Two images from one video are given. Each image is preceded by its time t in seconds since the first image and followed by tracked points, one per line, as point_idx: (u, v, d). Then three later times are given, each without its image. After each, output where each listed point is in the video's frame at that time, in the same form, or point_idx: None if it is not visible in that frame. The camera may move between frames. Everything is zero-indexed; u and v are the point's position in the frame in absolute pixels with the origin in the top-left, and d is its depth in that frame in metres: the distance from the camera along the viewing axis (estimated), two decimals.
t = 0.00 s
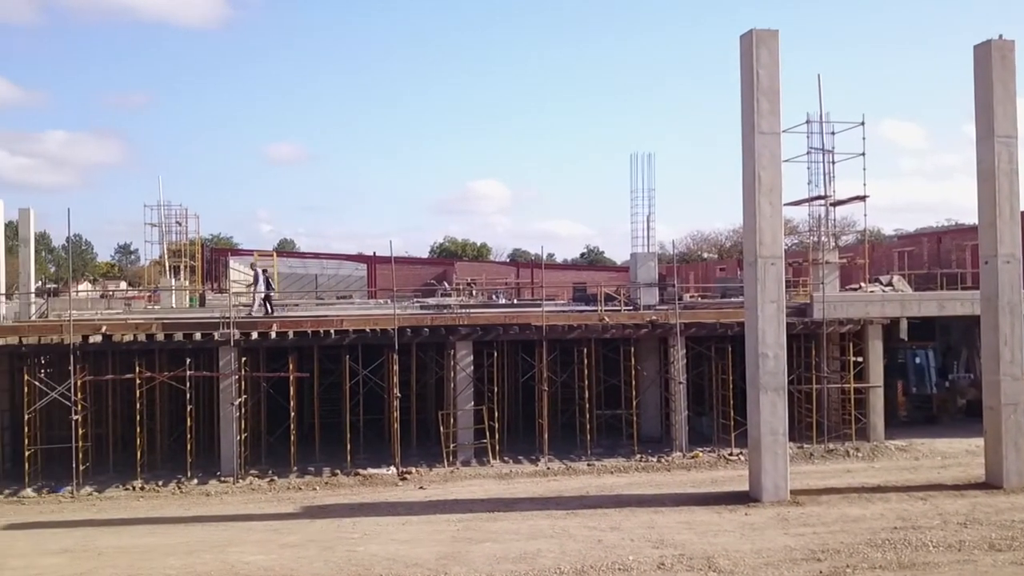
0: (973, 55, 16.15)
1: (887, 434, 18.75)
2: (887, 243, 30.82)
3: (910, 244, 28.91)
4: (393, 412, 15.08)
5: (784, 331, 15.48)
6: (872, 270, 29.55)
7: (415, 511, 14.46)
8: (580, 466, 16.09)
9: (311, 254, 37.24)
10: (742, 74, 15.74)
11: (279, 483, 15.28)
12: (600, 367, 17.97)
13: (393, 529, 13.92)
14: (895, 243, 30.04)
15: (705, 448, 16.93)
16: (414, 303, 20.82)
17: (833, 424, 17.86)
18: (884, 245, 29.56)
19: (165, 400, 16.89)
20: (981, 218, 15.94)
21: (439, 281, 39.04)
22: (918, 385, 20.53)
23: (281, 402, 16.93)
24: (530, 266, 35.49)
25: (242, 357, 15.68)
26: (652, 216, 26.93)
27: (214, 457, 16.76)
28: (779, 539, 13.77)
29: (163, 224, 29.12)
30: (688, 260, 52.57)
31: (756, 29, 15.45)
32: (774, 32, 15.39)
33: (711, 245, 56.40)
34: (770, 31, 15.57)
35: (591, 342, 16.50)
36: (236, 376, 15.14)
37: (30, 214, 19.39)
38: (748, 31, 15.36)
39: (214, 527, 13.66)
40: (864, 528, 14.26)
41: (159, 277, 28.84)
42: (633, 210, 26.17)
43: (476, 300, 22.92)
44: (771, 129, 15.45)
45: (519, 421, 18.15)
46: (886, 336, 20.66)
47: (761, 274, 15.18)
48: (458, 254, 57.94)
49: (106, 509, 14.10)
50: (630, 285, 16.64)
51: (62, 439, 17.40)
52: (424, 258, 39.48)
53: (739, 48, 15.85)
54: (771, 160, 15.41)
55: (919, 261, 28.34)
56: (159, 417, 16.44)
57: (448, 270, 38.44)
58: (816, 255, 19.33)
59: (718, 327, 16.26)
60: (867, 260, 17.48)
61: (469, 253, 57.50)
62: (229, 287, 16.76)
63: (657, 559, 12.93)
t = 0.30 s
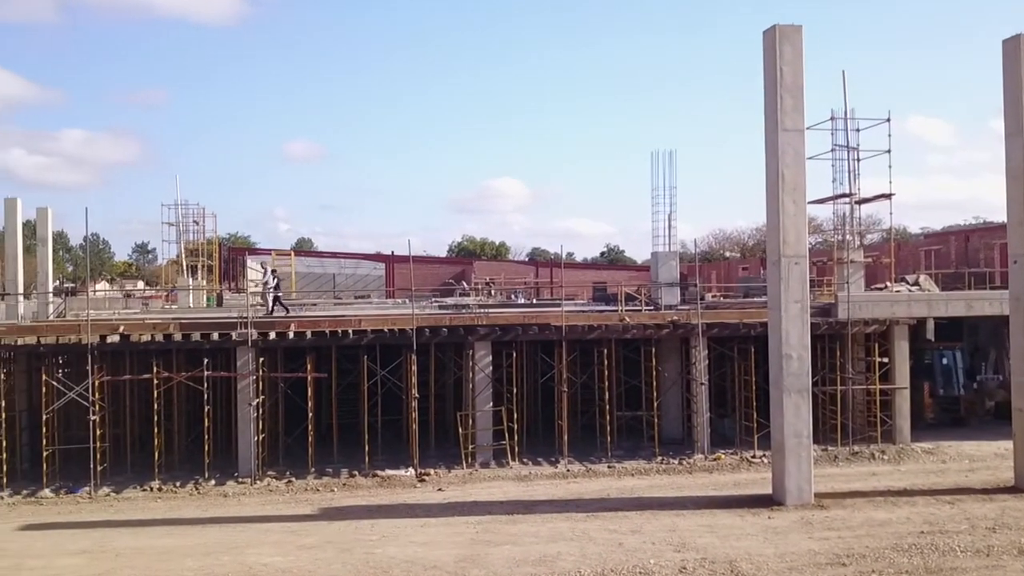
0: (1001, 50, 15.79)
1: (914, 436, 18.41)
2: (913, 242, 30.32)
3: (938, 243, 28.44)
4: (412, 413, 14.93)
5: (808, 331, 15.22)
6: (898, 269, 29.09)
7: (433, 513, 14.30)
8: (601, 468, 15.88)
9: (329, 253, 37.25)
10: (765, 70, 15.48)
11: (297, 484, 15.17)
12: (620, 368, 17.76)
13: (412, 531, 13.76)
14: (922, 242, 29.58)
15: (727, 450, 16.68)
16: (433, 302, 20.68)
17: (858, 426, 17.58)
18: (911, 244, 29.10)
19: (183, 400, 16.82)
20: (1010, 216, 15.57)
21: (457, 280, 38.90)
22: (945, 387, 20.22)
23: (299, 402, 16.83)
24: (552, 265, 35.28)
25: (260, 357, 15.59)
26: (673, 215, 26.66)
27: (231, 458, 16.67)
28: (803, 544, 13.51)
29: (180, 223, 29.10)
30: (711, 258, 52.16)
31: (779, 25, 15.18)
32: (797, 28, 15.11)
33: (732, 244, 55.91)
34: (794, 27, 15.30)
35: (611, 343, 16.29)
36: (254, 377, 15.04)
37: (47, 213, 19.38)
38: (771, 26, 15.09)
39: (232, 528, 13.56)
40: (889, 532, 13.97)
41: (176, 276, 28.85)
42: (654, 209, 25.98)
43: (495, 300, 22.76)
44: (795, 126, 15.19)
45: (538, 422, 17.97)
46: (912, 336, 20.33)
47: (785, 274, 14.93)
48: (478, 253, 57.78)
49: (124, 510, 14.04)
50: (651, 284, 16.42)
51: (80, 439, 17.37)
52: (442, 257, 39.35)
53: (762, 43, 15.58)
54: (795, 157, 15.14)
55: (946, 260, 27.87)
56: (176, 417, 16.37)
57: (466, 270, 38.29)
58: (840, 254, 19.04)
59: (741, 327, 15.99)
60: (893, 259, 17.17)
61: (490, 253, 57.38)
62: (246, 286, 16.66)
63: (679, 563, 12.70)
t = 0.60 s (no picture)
0: None
1: (942, 439, 18.06)
2: (941, 241, 29.83)
3: (967, 242, 27.95)
4: (431, 414, 14.77)
5: (834, 331, 14.95)
6: (926, 268, 28.63)
7: (453, 515, 14.12)
8: (623, 470, 15.67)
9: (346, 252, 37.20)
10: (790, 66, 15.22)
11: (316, 486, 15.05)
12: (642, 369, 17.54)
13: (432, 533, 13.59)
14: (950, 240, 29.10)
15: (751, 452, 16.43)
16: (452, 302, 20.53)
17: (885, 428, 17.30)
18: (939, 243, 28.63)
19: (202, 401, 16.74)
20: None
21: (475, 279, 38.76)
22: (974, 388, 19.68)
23: (318, 403, 16.71)
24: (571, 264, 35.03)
25: (279, 357, 15.49)
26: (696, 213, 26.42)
27: (250, 459, 16.57)
28: (829, 548, 13.21)
29: (198, 222, 29.06)
30: (733, 257, 51.78)
31: (804, 20, 14.90)
32: (823, 23, 14.83)
33: (754, 242, 55.39)
34: (819, 22, 15.01)
35: (633, 343, 16.08)
36: (272, 377, 14.93)
37: (65, 212, 19.36)
38: (796, 21, 14.82)
39: (250, 530, 13.43)
40: (918, 536, 13.64)
41: (195, 276, 28.85)
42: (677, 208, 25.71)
43: (515, 300, 22.60)
44: (820, 123, 14.92)
45: (559, 423, 17.77)
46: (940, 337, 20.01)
47: (811, 273, 14.68)
48: (496, 252, 57.62)
49: (143, 511, 13.95)
50: (673, 284, 16.16)
51: (98, 439, 17.33)
52: (460, 256, 39.20)
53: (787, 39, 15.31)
54: (821, 155, 14.88)
55: (976, 259, 27.39)
56: (195, 418, 16.29)
57: (485, 269, 38.12)
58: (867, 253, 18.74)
59: (766, 328, 15.73)
60: (921, 257, 16.86)
61: (509, 252, 57.20)
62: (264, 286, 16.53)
63: (703, 566, 12.44)
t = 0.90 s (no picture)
0: None
1: (969, 442, 17.73)
2: (968, 239, 29.34)
3: (994, 240, 27.46)
4: (448, 414, 14.60)
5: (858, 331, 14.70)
6: (952, 267, 28.19)
7: (471, 517, 13.94)
8: (642, 472, 15.47)
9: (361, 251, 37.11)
10: (812, 62, 14.95)
11: (332, 487, 14.92)
12: (661, 370, 17.34)
13: (449, 535, 13.41)
14: (976, 239, 28.63)
15: (773, 454, 16.20)
16: (469, 301, 20.37)
17: (909, 431, 17.04)
18: (965, 241, 28.16)
19: (217, 401, 16.65)
20: None
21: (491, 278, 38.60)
22: (1001, 389, 19.44)
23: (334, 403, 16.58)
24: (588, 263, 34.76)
25: (295, 357, 15.38)
26: (716, 212, 26.17)
27: (266, 459, 16.47)
28: (853, 552, 12.91)
29: (214, 222, 29.01)
30: (753, 257, 51.36)
31: (827, 14, 14.63)
32: (846, 17, 14.55)
33: (774, 240, 54.86)
34: (842, 17, 14.72)
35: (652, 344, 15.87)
36: (288, 377, 14.82)
37: (81, 212, 19.32)
38: (819, 17, 14.54)
39: (266, 531, 13.29)
40: (943, 540, 13.32)
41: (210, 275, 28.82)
42: (697, 206, 25.45)
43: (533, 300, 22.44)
44: (843, 120, 14.65)
45: (577, 424, 17.58)
46: (966, 337, 19.69)
47: (833, 272, 14.43)
48: (513, 251, 57.39)
49: (158, 512, 13.85)
50: (693, 283, 15.92)
51: (114, 440, 17.27)
52: (476, 256, 39.03)
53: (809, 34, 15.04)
54: (843, 152, 14.62)
55: (1004, 258, 26.91)
56: (211, 419, 16.20)
57: (502, 268, 37.96)
58: (891, 252, 18.46)
59: (788, 328, 15.49)
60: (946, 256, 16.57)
61: (525, 250, 56.97)
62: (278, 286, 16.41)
63: (724, 570, 12.18)
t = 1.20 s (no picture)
0: None
1: (993, 444, 17.42)
2: (992, 237, 28.91)
3: (1020, 238, 27.04)
4: (463, 416, 14.44)
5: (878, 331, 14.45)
6: (975, 265, 27.79)
7: (486, 520, 13.75)
8: (659, 474, 15.27)
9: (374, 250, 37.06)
10: (832, 58, 14.71)
11: (345, 489, 14.78)
12: (678, 371, 17.15)
13: (463, 538, 13.21)
14: (1000, 237, 28.21)
15: (792, 456, 15.98)
16: (484, 301, 20.22)
17: (931, 433, 16.82)
18: (989, 239, 27.76)
19: (230, 402, 16.54)
20: None
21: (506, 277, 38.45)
22: None
23: (348, 404, 16.45)
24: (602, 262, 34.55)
25: (308, 358, 15.26)
26: (734, 211, 25.91)
27: (279, 461, 16.34)
28: (874, 556, 12.64)
29: (226, 220, 28.92)
30: (771, 256, 50.94)
31: (847, 9, 14.36)
32: (867, 12, 14.27)
33: (792, 238, 54.44)
34: (862, 12, 14.45)
35: (669, 344, 15.69)
36: (301, 378, 14.70)
37: (93, 210, 19.23)
38: (839, 12, 14.28)
39: (279, 534, 13.15)
40: (966, 545, 13.04)
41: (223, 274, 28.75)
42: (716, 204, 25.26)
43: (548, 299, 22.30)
44: (864, 117, 14.40)
45: (593, 426, 17.40)
46: (990, 338, 19.40)
47: (854, 272, 14.20)
48: (527, 250, 57.21)
49: (171, 514, 13.74)
50: (711, 282, 15.69)
51: (126, 441, 17.17)
52: (490, 254, 38.87)
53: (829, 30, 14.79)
54: (864, 150, 14.37)
55: None
56: (224, 420, 16.09)
57: (517, 267, 37.80)
58: (912, 250, 18.21)
59: (807, 328, 15.26)
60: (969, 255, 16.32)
61: (540, 249, 56.79)
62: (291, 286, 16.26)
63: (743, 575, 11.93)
